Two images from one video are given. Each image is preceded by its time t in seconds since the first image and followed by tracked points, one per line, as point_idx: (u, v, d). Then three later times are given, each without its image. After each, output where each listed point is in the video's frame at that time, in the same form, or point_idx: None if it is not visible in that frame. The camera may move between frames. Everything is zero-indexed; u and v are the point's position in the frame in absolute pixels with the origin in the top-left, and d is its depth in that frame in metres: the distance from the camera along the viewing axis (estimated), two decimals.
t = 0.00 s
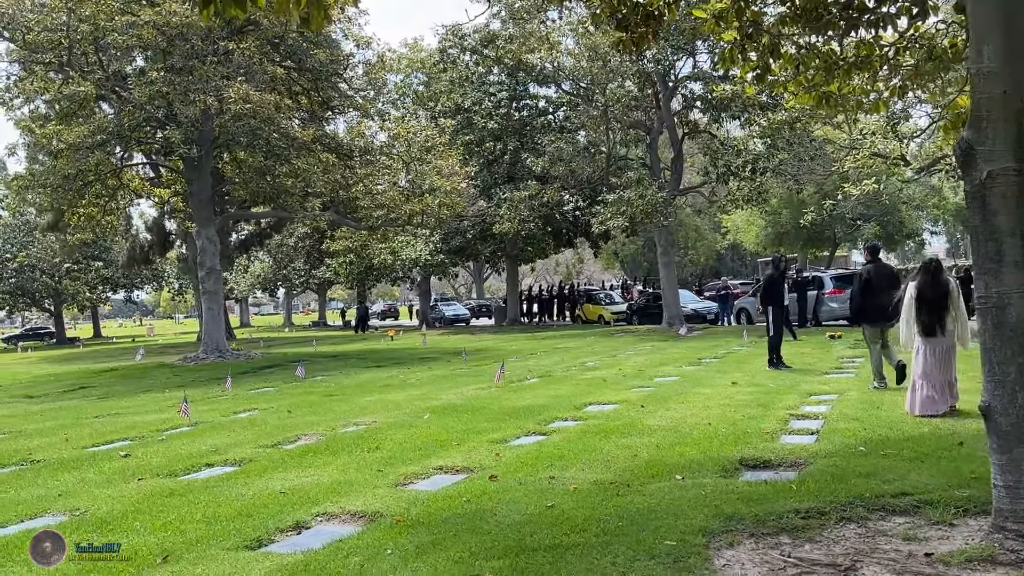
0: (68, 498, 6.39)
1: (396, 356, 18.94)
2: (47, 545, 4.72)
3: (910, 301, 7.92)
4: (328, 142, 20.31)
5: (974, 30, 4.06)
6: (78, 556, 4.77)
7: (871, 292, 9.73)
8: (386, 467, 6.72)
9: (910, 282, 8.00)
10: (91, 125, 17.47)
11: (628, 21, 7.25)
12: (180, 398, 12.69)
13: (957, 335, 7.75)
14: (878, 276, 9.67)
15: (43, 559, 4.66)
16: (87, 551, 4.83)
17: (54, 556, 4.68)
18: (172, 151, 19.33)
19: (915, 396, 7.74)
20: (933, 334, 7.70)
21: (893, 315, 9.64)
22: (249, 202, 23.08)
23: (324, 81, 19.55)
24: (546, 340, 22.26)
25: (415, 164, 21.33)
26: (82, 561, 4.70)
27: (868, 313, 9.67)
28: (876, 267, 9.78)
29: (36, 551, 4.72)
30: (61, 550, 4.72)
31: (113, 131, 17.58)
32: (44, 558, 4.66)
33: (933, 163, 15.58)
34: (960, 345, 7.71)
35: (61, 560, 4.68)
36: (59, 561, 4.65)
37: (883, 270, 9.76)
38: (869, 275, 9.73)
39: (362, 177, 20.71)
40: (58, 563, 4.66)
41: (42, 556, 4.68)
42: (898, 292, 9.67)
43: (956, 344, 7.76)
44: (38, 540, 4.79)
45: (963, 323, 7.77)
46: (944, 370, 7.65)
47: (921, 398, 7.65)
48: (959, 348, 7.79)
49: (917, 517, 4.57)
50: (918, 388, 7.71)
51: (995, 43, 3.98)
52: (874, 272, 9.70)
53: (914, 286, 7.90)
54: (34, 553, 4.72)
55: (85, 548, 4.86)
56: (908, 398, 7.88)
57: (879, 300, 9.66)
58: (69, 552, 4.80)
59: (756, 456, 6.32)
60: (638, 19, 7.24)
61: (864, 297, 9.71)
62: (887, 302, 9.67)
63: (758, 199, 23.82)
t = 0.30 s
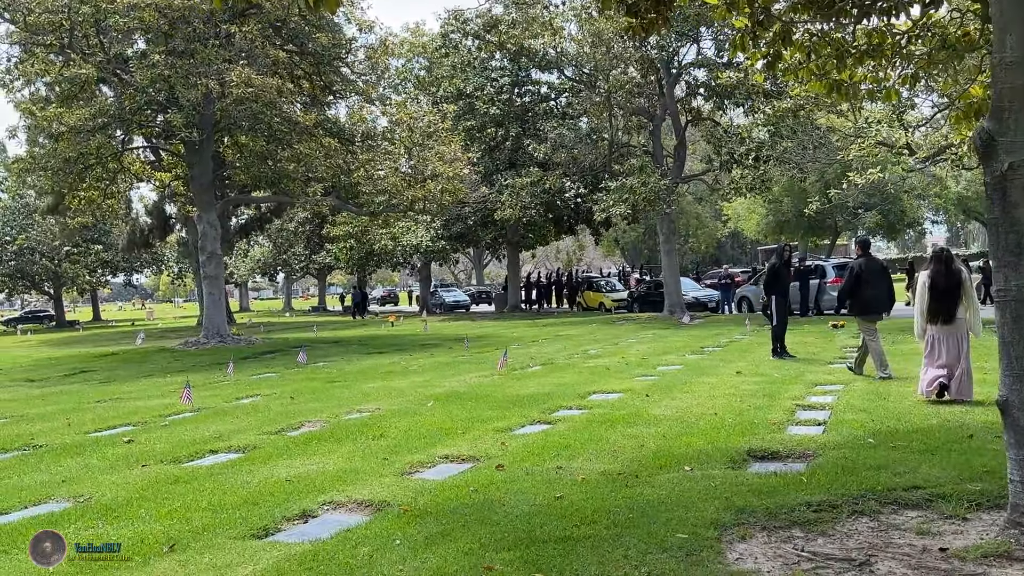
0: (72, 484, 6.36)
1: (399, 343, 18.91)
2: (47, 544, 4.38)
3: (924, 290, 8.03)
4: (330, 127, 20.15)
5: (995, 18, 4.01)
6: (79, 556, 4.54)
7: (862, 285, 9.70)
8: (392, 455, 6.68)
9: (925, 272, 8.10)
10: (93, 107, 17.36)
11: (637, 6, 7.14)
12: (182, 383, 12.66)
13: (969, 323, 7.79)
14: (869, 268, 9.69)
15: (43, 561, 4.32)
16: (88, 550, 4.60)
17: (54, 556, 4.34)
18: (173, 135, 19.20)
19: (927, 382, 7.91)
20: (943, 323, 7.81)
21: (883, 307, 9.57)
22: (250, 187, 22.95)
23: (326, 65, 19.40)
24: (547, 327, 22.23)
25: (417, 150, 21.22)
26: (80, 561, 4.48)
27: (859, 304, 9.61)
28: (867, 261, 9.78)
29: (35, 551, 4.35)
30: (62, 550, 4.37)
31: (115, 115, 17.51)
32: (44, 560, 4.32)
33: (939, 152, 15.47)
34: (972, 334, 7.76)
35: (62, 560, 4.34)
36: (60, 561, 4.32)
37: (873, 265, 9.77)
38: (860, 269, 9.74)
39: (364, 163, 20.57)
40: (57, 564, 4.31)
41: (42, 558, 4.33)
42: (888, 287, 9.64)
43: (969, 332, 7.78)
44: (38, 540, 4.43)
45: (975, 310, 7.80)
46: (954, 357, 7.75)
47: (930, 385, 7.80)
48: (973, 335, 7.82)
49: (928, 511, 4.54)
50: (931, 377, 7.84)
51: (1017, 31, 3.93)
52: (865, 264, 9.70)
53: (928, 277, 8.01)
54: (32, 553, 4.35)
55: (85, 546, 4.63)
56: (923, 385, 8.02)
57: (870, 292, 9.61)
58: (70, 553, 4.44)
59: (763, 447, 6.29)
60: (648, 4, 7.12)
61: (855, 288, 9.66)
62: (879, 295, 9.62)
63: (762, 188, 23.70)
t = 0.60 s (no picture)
0: (68, 468, 6.30)
1: (396, 327, 18.87)
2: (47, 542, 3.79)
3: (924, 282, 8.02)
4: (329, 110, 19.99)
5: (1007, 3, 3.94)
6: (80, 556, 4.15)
7: (847, 271, 9.75)
8: (391, 441, 6.65)
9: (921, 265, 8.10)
10: (90, 88, 17.32)
11: None
12: (180, 366, 12.62)
13: (969, 311, 7.90)
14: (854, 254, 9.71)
15: (44, 561, 3.77)
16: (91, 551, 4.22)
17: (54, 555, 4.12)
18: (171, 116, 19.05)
19: (938, 373, 7.84)
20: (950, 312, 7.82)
21: (865, 294, 9.73)
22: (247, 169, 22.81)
23: (325, 47, 19.24)
24: (545, 313, 22.20)
25: (415, 133, 21.11)
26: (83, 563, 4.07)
27: (844, 291, 9.71)
28: (851, 246, 9.79)
29: (35, 551, 3.76)
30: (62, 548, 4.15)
31: (112, 95, 17.35)
32: (45, 560, 3.77)
33: (939, 141, 15.41)
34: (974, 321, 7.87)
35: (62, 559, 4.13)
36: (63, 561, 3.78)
37: (857, 251, 9.82)
38: (846, 254, 9.78)
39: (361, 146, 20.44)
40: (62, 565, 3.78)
41: (43, 558, 3.77)
42: (870, 273, 9.76)
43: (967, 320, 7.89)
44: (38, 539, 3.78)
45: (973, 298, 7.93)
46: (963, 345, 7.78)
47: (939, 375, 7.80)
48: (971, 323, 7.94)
49: (930, 501, 4.52)
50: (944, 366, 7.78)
51: None
52: (851, 251, 9.73)
53: (927, 269, 8.01)
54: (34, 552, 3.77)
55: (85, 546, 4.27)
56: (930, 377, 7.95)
57: (855, 278, 9.70)
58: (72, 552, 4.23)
59: (764, 435, 6.26)
60: None
61: (841, 274, 9.73)
62: (860, 280, 9.73)
63: (761, 175, 23.63)
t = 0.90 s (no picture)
0: (59, 451, 6.26)
1: (391, 310, 18.80)
2: (48, 544, 4.01)
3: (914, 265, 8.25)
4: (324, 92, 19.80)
5: None
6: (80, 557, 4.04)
7: (827, 260, 9.82)
8: (385, 426, 6.61)
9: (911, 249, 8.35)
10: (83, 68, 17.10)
11: None
12: (173, 348, 12.55)
13: (956, 295, 8.10)
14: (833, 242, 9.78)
15: (44, 560, 3.93)
16: (90, 551, 4.08)
17: (55, 556, 3.96)
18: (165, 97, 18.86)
19: (924, 354, 8.02)
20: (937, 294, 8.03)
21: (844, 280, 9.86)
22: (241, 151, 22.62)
23: (320, 28, 19.04)
24: (540, 297, 22.15)
25: (411, 116, 20.93)
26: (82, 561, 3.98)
27: (825, 280, 9.81)
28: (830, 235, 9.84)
29: (35, 551, 4.00)
30: (63, 549, 4.00)
31: (105, 76, 17.16)
32: (44, 559, 3.94)
33: (938, 127, 15.32)
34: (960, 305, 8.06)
35: (63, 560, 3.97)
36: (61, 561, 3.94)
37: (835, 239, 9.88)
38: (825, 243, 9.81)
39: (357, 129, 20.26)
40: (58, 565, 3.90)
41: (42, 557, 3.96)
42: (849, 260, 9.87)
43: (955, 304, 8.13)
44: (38, 539, 4.09)
45: (960, 283, 8.12)
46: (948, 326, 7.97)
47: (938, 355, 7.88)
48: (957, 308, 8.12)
49: (927, 490, 4.49)
50: (929, 346, 7.95)
51: None
52: (830, 240, 9.78)
53: (916, 252, 8.25)
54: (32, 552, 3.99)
55: (87, 547, 4.10)
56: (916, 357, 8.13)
57: (835, 267, 9.79)
58: (73, 552, 4.07)
59: (760, 422, 6.23)
60: None
61: (822, 264, 9.78)
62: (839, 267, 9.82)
63: (758, 160, 23.53)
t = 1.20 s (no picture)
0: (53, 433, 6.22)
1: (386, 295, 18.76)
2: (48, 543, 3.75)
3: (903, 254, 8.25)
4: (319, 75, 19.65)
5: None
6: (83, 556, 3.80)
7: (797, 245, 10.05)
8: (381, 409, 6.60)
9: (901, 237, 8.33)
10: (75, 49, 16.91)
11: None
12: (167, 332, 12.50)
13: (944, 282, 8.13)
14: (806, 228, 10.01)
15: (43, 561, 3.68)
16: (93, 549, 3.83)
17: (55, 556, 3.70)
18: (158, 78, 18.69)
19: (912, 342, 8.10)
20: (925, 282, 8.06)
21: (813, 267, 10.06)
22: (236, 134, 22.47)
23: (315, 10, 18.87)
24: (535, 283, 22.13)
25: (406, 100, 20.78)
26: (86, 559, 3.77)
27: (794, 264, 10.01)
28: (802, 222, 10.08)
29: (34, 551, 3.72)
30: (63, 549, 3.73)
31: (98, 57, 16.99)
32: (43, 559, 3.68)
33: (934, 115, 15.29)
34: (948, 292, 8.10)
35: (64, 560, 3.71)
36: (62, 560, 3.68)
37: (807, 227, 10.12)
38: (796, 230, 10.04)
39: (351, 112, 20.13)
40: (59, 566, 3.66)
41: (42, 557, 3.69)
42: (818, 249, 10.08)
43: (942, 290, 8.18)
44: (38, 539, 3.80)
45: (948, 270, 8.15)
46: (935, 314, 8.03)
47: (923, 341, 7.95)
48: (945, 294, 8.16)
49: (922, 475, 4.51)
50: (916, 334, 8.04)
51: None
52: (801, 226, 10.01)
53: (905, 241, 8.24)
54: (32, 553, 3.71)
55: (88, 546, 3.84)
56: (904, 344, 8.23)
57: (804, 252, 10.00)
58: (73, 552, 3.80)
59: (756, 407, 6.23)
60: None
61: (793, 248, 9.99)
62: (808, 254, 10.05)
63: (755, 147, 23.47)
